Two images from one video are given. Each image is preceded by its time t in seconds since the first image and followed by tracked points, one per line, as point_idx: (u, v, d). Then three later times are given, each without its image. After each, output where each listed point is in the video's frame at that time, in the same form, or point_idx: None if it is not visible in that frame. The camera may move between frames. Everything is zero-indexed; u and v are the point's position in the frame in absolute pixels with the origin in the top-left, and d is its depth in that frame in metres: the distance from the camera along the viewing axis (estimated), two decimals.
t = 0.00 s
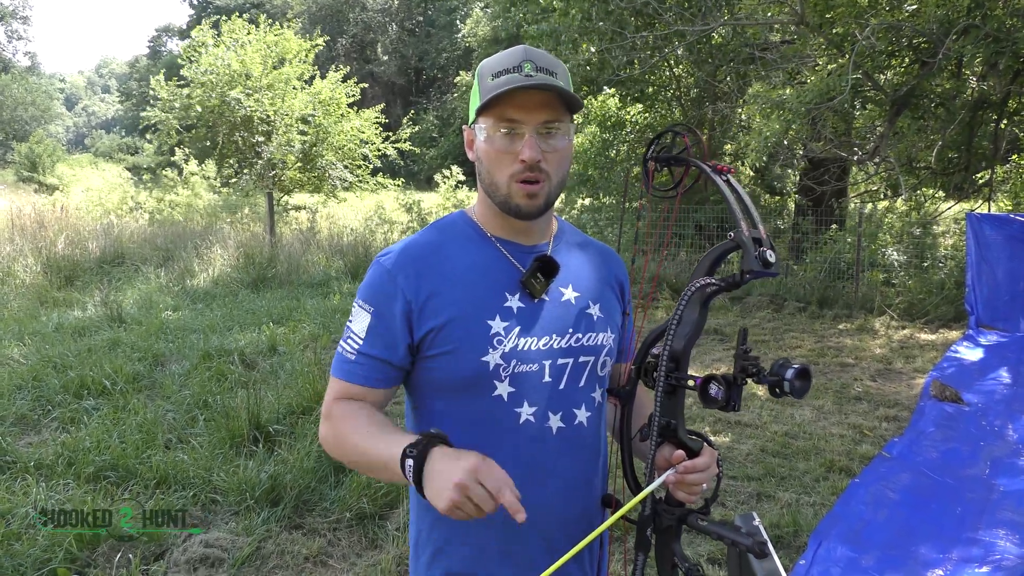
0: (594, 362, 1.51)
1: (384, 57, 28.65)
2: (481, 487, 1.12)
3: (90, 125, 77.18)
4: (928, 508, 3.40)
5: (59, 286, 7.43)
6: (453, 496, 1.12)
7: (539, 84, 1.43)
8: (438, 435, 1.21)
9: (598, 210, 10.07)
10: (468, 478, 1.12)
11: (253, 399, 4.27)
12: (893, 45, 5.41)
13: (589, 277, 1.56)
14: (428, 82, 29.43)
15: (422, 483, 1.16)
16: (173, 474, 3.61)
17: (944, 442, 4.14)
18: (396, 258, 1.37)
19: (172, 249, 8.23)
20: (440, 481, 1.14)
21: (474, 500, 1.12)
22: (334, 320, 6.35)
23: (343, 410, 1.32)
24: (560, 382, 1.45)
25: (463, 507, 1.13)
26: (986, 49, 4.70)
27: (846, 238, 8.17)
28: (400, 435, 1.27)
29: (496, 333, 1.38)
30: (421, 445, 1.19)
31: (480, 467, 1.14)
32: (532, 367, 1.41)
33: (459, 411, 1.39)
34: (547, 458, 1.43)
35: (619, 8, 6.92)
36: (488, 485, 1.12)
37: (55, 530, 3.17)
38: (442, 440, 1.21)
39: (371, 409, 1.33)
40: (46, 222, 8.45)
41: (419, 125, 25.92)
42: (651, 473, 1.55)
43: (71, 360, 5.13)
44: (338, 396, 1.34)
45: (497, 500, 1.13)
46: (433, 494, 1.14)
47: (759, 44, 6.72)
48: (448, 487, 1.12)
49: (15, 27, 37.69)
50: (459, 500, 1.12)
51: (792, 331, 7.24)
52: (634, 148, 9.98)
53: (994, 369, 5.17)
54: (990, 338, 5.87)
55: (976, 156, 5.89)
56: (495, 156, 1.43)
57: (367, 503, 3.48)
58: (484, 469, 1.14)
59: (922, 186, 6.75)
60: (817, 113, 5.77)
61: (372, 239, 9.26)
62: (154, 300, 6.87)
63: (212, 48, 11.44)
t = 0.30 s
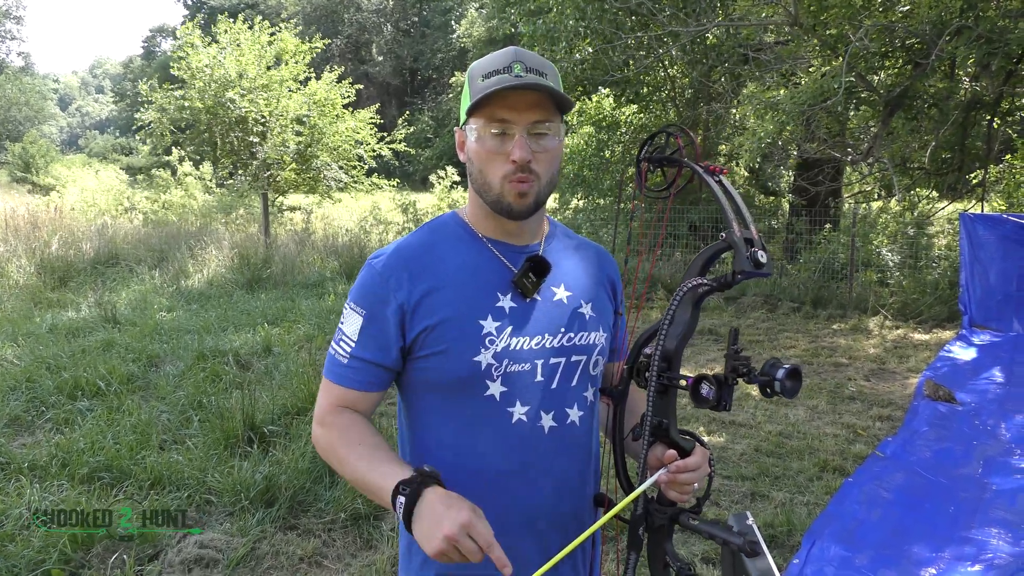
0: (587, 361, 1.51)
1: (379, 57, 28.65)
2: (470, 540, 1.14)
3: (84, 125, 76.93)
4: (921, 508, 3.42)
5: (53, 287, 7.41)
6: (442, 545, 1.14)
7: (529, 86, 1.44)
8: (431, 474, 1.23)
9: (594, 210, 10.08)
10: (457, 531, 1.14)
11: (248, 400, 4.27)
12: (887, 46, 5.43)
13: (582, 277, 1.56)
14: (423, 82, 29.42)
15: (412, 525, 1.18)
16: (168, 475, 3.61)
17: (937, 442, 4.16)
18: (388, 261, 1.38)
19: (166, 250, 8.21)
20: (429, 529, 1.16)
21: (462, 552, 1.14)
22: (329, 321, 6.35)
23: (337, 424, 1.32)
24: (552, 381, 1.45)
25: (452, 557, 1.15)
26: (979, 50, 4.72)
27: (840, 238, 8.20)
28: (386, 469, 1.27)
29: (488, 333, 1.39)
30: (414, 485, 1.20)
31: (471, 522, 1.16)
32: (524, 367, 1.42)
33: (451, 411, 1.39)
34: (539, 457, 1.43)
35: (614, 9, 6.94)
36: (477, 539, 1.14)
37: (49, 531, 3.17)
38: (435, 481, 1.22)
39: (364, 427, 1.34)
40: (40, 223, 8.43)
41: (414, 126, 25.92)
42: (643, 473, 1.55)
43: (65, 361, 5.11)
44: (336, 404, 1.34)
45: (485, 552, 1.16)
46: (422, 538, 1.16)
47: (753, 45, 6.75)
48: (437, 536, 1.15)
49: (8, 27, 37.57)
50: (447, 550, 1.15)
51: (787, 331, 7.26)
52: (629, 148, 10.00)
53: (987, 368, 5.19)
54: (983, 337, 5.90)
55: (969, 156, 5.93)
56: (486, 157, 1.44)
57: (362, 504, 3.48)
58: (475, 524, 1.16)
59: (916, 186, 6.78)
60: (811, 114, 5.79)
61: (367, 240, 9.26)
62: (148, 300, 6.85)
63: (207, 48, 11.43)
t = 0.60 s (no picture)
0: (577, 360, 1.52)
1: (375, 58, 28.66)
2: (415, 323, 1.15)
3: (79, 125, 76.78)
4: (915, 506, 3.44)
5: (47, 288, 7.40)
6: (392, 345, 1.14)
7: (528, 91, 1.44)
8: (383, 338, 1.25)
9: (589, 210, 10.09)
10: (401, 320, 1.15)
11: (242, 401, 4.27)
12: (881, 47, 5.45)
13: (573, 276, 1.57)
14: (419, 83, 29.42)
15: (369, 358, 1.19)
16: (162, 475, 3.61)
17: (931, 441, 4.17)
18: (378, 256, 1.39)
19: (161, 251, 8.20)
20: (379, 344, 1.17)
21: (411, 340, 1.14)
22: (324, 321, 6.35)
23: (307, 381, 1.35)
24: (544, 379, 1.46)
25: (406, 352, 1.14)
26: (972, 50, 4.74)
27: (835, 238, 8.22)
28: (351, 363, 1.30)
29: (479, 330, 1.40)
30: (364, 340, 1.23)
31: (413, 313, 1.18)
32: (515, 365, 1.43)
33: (441, 408, 1.40)
34: (530, 455, 1.44)
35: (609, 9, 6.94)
36: (420, 318, 1.15)
37: (43, 532, 3.17)
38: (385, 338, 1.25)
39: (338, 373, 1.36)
40: (34, 224, 8.41)
41: (410, 126, 25.91)
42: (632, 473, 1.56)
43: (59, 362, 5.11)
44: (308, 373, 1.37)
45: (435, 332, 1.15)
46: (376, 357, 1.17)
47: (747, 46, 6.77)
48: (385, 342, 1.15)
49: (2, 27, 37.50)
50: (398, 344, 1.14)
51: (782, 331, 7.28)
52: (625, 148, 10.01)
53: (981, 368, 5.21)
54: (977, 337, 5.93)
55: (963, 156, 5.95)
56: (479, 157, 1.45)
57: (357, 504, 3.48)
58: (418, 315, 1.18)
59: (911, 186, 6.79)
60: (805, 115, 5.80)
61: (362, 241, 9.26)
62: (142, 301, 6.85)
63: (202, 49, 11.41)
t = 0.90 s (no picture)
0: (576, 361, 1.52)
1: (374, 58, 28.69)
2: (470, 452, 1.15)
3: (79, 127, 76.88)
4: (914, 505, 3.44)
5: (46, 290, 7.41)
6: (442, 465, 1.15)
7: (529, 87, 1.45)
8: (419, 414, 1.24)
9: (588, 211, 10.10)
10: (455, 445, 1.15)
11: (242, 402, 4.27)
12: (878, 46, 5.46)
13: (572, 277, 1.57)
14: (418, 83, 29.44)
15: (410, 458, 1.18)
16: (161, 477, 3.61)
17: (930, 440, 4.17)
18: (378, 257, 1.39)
19: (160, 252, 8.21)
20: (427, 453, 1.16)
21: (465, 468, 1.15)
22: (323, 323, 6.36)
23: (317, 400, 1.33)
24: (542, 380, 1.47)
25: (455, 475, 1.15)
26: (969, 49, 4.74)
27: (834, 237, 8.22)
28: (384, 418, 1.30)
29: (478, 331, 1.40)
30: (405, 425, 1.21)
31: (467, 435, 1.17)
32: (513, 366, 1.43)
33: (440, 409, 1.40)
34: (529, 456, 1.45)
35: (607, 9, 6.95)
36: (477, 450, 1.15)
37: (43, 533, 3.17)
38: (424, 420, 1.24)
39: (350, 402, 1.34)
40: (33, 226, 8.43)
41: (409, 127, 25.93)
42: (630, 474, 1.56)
43: (58, 364, 5.11)
44: (317, 388, 1.34)
45: (487, 465, 1.16)
46: (422, 467, 1.17)
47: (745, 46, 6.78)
48: (437, 458, 1.15)
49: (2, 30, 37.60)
50: (448, 468, 1.14)
51: (781, 330, 7.29)
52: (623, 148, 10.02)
53: (979, 367, 5.21)
54: (976, 336, 5.93)
55: (961, 156, 5.95)
56: (480, 155, 1.45)
57: (357, 505, 3.49)
58: (470, 437, 1.17)
59: (909, 185, 6.79)
60: (803, 114, 5.81)
61: (361, 241, 9.26)
62: (141, 303, 6.86)
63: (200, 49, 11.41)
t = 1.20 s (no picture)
0: (578, 361, 1.52)
1: (373, 57, 28.67)
2: None
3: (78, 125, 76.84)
4: (911, 505, 3.45)
5: (44, 287, 7.39)
6: None
7: (530, 78, 1.46)
8: None
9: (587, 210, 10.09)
10: None
11: (239, 399, 4.27)
12: (878, 45, 5.46)
13: (575, 276, 1.57)
14: (417, 82, 29.42)
15: None
16: (158, 474, 3.61)
17: (927, 440, 4.18)
18: (384, 256, 1.39)
19: (158, 250, 8.20)
20: None
21: None
22: (321, 320, 6.36)
23: (333, 444, 1.36)
24: (545, 380, 1.46)
25: None
26: (969, 50, 4.74)
27: (832, 237, 8.22)
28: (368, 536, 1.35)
29: (481, 331, 1.40)
30: None
31: None
32: (517, 366, 1.43)
33: (443, 409, 1.40)
34: (531, 458, 1.45)
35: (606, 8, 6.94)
36: None
37: (39, 531, 3.17)
38: None
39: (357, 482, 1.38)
40: (31, 223, 8.42)
41: (408, 126, 25.92)
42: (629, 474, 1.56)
43: (55, 361, 5.11)
44: (336, 425, 1.36)
45: None
46: None
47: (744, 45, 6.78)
48: None
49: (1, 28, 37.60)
50: None
51: (779, 330, 7.29)
52: (622, 148, 10.02)
53: (977, 368, 5.22)
54: (974, 337, 5.94)
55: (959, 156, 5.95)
56: (484, 147, 1.44)
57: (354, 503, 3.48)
58: None
59: (908, 186, 6.79)
60: (802, 114, 5.82)
61: (360, 240, 9.26)
62: (139, 301, 6.84)
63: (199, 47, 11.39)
